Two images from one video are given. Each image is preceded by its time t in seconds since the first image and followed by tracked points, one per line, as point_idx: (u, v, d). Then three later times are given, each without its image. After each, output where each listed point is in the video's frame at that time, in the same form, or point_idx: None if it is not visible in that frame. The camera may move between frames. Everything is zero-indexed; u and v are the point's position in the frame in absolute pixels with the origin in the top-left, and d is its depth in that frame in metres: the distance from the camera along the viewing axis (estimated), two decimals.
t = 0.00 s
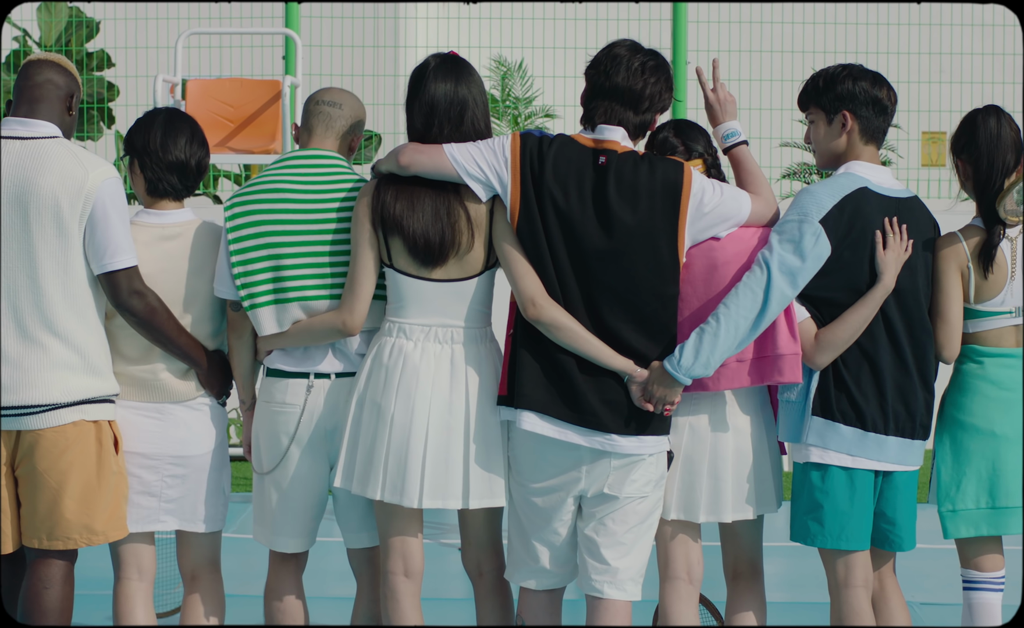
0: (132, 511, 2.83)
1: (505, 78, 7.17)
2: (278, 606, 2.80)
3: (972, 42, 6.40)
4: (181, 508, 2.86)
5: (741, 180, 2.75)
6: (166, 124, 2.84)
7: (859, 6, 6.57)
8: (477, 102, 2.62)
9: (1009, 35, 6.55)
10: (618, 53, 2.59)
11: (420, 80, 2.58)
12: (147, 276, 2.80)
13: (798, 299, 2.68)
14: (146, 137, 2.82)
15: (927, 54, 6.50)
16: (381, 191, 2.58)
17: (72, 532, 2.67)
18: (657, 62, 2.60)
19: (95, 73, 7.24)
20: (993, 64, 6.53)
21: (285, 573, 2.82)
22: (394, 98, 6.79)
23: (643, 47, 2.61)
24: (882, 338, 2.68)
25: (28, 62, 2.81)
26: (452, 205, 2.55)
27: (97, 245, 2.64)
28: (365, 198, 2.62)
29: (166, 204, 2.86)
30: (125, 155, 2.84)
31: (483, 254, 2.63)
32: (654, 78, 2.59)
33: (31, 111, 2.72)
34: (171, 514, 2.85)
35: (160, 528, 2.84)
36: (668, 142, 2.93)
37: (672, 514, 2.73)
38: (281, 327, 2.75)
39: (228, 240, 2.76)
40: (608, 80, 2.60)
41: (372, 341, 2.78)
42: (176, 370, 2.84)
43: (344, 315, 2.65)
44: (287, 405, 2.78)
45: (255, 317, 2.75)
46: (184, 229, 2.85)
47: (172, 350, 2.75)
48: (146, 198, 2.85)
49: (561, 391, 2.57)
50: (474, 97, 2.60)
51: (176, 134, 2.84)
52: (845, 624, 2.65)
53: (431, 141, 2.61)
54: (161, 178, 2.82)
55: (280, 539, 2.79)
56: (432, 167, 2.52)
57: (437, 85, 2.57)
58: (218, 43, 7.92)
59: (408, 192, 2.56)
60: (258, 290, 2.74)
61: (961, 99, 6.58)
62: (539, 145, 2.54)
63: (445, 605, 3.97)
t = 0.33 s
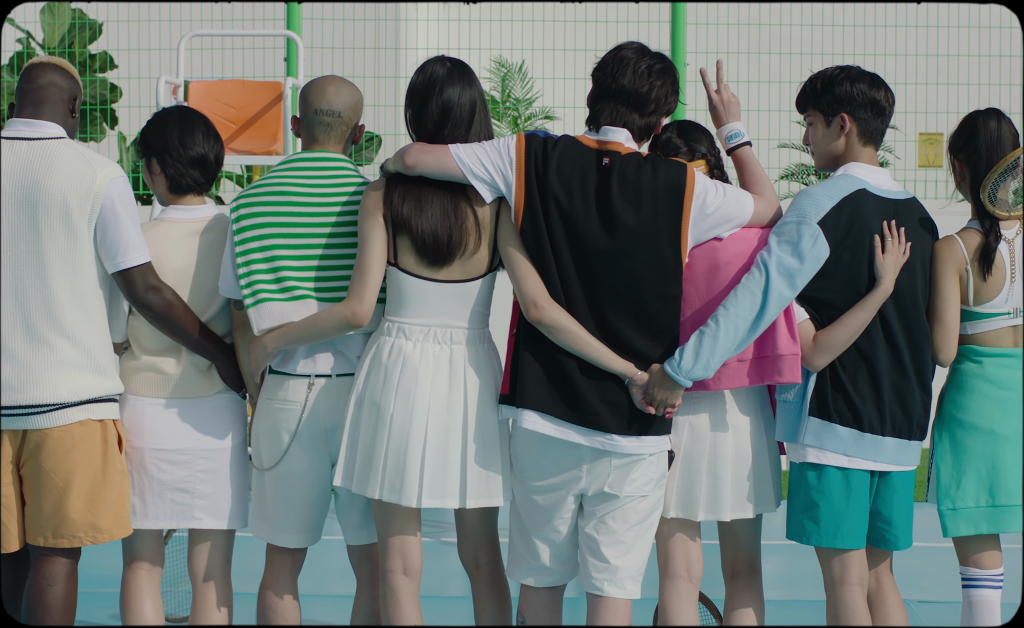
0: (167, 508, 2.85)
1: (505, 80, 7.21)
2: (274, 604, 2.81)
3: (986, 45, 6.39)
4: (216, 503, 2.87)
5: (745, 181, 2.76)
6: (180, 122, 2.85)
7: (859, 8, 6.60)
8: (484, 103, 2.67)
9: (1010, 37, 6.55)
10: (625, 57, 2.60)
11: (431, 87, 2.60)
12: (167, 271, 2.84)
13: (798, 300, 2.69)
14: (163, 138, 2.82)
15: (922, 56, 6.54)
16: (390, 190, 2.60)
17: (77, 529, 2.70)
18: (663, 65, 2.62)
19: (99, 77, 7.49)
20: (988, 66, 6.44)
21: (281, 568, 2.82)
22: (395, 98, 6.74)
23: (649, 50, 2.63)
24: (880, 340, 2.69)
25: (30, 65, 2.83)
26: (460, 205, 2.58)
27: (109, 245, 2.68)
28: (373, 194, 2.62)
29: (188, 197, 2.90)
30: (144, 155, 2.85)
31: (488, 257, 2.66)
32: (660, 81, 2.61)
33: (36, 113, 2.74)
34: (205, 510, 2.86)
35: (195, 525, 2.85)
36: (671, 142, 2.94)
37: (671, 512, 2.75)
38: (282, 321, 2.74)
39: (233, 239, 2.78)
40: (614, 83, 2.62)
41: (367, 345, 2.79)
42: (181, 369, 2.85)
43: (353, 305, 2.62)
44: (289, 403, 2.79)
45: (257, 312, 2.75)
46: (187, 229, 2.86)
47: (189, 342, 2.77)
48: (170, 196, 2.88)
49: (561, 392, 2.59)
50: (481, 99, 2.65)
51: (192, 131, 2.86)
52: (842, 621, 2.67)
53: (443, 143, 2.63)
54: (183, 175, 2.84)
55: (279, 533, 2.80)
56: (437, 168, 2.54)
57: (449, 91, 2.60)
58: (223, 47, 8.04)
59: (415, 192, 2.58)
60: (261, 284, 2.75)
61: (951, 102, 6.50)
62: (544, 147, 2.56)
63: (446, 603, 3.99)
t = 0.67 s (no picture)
0: (151, 505, 2.86)
1: (505, 82, 7.23)
2: (277, 602, 2.82)
3: (969, 44, 6.37)
4: (198, 502, 2.87)
5: (744, 182, 2.78)
6: (178, 122, 2.85)
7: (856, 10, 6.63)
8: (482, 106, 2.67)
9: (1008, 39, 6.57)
10: (622, 58, 2.62)
11: (428, 89, 2.61)
12: (154, 271, 2.82)
13: (797, 300, 2.71)
14: (160, 137, 2.83)
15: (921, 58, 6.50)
16: (390, 192, 2.60)
17: (78, 528, 2.70)
18: (661, 66, 2.63)
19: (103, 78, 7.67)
20: (986, 67, 6.42)
21: (282, 567, 2.83)
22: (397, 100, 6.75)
23: (648, 51, 2.64)
24: (878, 339, 2.71)
25: (32, 66, 2.84)
26: (461, 207, 2.59)
27: (104, 245, 2.67)
28: (372, 195, 2.62)
29: (184, 196, 2.88)
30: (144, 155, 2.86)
31: (487, 259, 2.67)
32: (659, 82, 2.62)
33: (36, 115, 2.74)
34: (187, 509, 2.86)
35: (177, 523, 2.85)
36: (671, 143, 2.96)
37: (671, 511, 2.77)
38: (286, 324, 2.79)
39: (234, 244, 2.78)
40: (613, 85, 2.63)
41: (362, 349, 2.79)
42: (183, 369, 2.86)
43: (354, 305, 2.62)
44: (293, 403, 2.81)
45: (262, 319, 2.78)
46: (190, 227, 2.86)
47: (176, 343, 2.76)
48: (166, 194, 2.87)
49: (561, 391, 2.60)
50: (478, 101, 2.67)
51: (191, 131, 2.86)
52: (840, 619, 2.69)
53: (444, 146, 2.64)
54: (178, 174, 2.84)
55: (277, 532, 2.81)
56: (438, 170, 2.55)
57: (447, 94, 2.61)
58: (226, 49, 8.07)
59: (417, 195, 2.59)
60: (263, 287, 2.77)
61: (954, 103, 6.56)
62: (544, 147, 2.58)
63: (447, 601, 4.02)
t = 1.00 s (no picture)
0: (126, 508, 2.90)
1: (505, 83, 7.28)
2: (278, 600, 2.83)
3: (976, 48, 6.43)
4: (172, 508, 2.90)
5: (741, 182, 2.79)
6: (166, 129, 2.88)
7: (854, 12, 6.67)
8: (479, 105, 2.68)
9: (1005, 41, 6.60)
10: (620, 60, 2.63)
11: (424, 88, 2.63)
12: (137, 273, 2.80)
13: (794, 299, 2.73)
14: (153, 144, 2.86)
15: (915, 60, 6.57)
16: (388, 193, 2.62)
17: (76, 526, 2.70)
18: (658, 68, 2.65)
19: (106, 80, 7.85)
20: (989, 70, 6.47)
21: (283, 565, 2.84)
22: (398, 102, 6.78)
23: (645, 53, 2.65)
24: (875, 339, 2.73)
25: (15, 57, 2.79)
26: (459, 207, 2.60)
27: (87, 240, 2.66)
28: (371, 197, 2.64)
29: (178, 202, 2.89)
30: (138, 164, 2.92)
31: (486, 258, 2.68)
32: (655, 83, 2.63)
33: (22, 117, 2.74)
34: (161, 512, 2.90)
35: (152, 526, 2.89)
36: (669, 144, 2.98)
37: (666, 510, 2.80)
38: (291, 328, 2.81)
39: (236, 244, 2.80)
40: (611, 87, 2.64)
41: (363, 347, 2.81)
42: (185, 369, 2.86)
43: (352, 303, 2.63)
44: (295, 403, 2.82)
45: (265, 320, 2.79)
46: (191, 227, 2.87)
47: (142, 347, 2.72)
48: (158, 200, 2.89)
49: (560, 391, 2.62)
50: (478, 100, 2.68)
51: (179, 137, 2.87)
52: (838, 617, 2.70)
53: (440, 147, 2.65)
54: (170, 180, 2.86)
55: (280, 532, 2.83)
56: (437, 170, 2.56)
57: (442, 92, 2.62)
58: (228, 52, 8.12)
59: (415, 196, 2.60)
60: (267, 291, 2.79)
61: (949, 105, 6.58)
62: (542, 148, 2.59)
63: (447, 599, 4.03)
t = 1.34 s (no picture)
0: (165, 504, 2.88)
1: (505, 84, 7.30)
2: (280, 598, 2.85)
3: (963, 49, 6.51)
4: (214, 502, 2.89)
5: (742, 183, 2.81)
6: (171, 127, 2.87)
7: (853, 14, 6.70)
8: (480, 107, 2.69)
9: (1001, 43, 6.63)
10: (621, 62, 2.65)
11: (425, 87, 2.65)
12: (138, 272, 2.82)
13: (792, 300, 2.75)
14: (163, 143, 2.86)
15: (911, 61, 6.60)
16: (392, 195, 2.63)
17: (75, 524, 2.72)
18: (659, 70, 2.66)
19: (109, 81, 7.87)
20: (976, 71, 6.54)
21: (285, 563, 2.86)
22: (399, 104, 6.82)
23: (646, 55, 2.67)
24: (873, 340, 2.75)
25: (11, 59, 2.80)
26: (460, 210, 2.62)
27: (80, 241, 2.68)
28: (373, 201, 2.66)
29: (193, 200, 2.92)
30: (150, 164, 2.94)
31: (488, 260, 2.70)
32: (657, 85, 2.66)
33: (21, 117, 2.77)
34: (202, 508, 2.88)
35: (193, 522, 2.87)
36: (668, 146, 3.00)
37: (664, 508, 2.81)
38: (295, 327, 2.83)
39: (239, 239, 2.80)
40: (611, 88, 2.66)
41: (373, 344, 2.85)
42: (187, 368, 2.86)
43: (336, 303, 2.65)
44: (298, 402, 2.84)
45: (264, 319, 2.81)
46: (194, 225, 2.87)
47: (107, 357, 2.74)
48: (176, 198, 2.92)
49: (560, 390, 2.64)
50: (478, 100, 2.68)
51: (186, 134, 2.87)
52: (834, 615, 2.73)
53: (440, 148, 2.67)
54: (184, 178, 2.87)
55: (284, 528, 2.84)
56: (439, 172, 2.58)
57: (442, 92, 2.64)
58: (231, 53, 8.16)
59: (417, 197, 2.61)
60: (270, 292, 2.80)
61: (950, 107, 6.51)
62: (543, 150, 2.61)
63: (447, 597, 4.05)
